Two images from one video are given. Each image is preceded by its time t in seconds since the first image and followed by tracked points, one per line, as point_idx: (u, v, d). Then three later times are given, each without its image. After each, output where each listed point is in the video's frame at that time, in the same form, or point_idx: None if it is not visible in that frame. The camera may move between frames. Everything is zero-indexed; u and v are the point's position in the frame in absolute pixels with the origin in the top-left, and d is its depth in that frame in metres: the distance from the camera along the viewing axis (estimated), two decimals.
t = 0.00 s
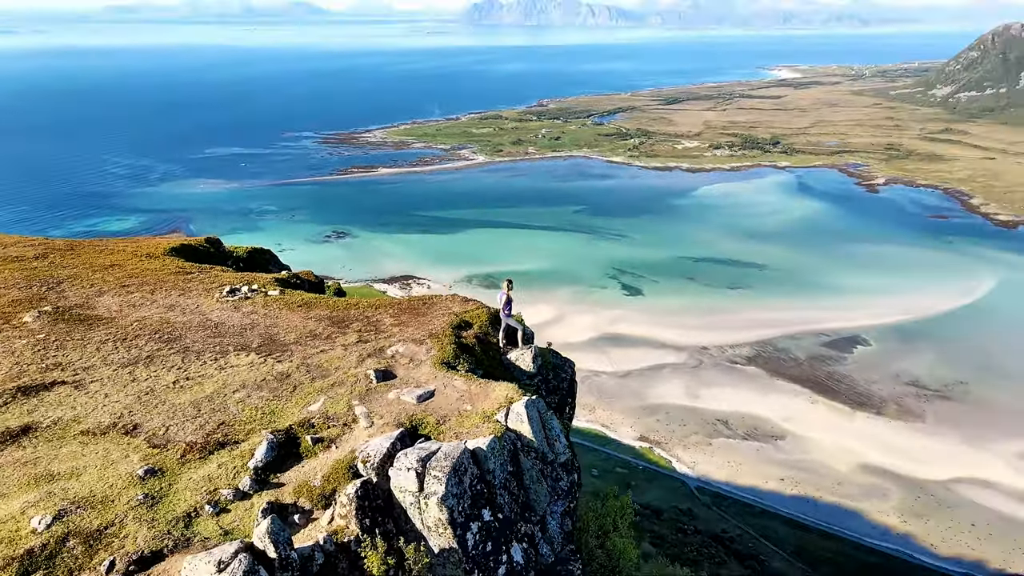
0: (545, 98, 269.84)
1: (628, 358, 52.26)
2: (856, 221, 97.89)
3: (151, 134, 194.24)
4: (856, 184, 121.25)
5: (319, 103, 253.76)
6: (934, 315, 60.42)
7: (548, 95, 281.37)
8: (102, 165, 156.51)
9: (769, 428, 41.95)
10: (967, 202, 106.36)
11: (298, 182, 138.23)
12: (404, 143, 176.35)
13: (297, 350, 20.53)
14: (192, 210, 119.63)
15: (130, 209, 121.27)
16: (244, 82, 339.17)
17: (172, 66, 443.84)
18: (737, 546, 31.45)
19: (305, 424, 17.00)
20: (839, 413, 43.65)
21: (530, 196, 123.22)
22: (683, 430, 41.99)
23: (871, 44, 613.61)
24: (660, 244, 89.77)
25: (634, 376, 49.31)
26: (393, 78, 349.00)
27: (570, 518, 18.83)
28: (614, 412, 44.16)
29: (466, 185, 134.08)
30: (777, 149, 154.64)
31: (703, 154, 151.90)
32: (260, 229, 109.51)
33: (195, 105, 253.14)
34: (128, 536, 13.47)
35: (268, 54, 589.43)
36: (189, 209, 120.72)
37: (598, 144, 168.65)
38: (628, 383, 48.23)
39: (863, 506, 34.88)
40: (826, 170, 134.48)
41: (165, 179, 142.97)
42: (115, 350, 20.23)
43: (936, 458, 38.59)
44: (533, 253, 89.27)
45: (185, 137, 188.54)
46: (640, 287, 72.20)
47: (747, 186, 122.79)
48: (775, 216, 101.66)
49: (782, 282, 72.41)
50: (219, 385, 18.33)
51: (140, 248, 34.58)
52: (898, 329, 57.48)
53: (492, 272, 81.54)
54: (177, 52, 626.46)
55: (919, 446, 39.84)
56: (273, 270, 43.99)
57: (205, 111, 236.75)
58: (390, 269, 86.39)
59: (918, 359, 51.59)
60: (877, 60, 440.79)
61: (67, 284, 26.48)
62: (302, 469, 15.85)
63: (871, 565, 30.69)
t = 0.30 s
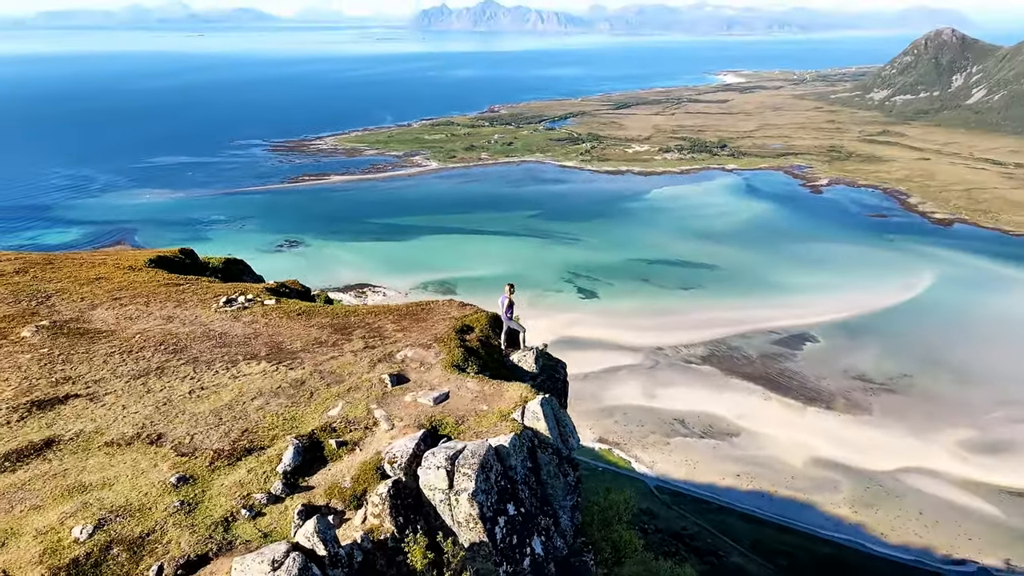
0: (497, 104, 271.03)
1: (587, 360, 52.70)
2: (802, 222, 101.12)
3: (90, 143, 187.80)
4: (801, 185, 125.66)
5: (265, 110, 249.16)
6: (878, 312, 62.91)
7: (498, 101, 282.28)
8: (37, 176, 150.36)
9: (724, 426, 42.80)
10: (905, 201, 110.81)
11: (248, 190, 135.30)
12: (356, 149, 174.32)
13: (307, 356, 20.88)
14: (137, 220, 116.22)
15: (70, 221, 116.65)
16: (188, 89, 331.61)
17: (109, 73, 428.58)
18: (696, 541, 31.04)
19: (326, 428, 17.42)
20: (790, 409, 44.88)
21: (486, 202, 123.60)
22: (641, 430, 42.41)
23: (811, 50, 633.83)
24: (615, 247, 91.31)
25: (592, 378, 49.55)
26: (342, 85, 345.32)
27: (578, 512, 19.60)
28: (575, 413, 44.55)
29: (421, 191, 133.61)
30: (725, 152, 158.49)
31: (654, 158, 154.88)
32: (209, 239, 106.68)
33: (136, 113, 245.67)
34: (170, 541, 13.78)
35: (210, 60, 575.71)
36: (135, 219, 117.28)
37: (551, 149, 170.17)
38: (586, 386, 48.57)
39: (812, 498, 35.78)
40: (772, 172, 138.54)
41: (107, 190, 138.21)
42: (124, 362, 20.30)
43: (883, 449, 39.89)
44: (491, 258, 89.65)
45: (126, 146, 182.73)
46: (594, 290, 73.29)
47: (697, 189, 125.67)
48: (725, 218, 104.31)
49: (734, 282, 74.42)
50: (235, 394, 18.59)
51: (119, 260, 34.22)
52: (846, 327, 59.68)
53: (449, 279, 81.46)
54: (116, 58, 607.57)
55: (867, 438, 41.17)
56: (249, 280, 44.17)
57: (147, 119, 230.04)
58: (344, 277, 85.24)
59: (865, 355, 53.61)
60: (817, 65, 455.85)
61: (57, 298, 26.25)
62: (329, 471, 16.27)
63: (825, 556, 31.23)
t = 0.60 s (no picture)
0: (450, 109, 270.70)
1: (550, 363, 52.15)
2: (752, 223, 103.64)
3: (26, 153, 180.19)
4: (751, 186, 129.20)
5: (212, 117, 243.43)
6: (827, 308, 64.54)
7: (451, 107, 281.74)
8: None
9: (683, 424, 42.55)
10: (850, 201, 114.78)
11: (196, 199, 131.68)
12: (308, 156, 171.39)
13: (319, 363, 21.24)
14: (81, 229, 111.96)
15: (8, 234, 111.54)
16: (130, 96, 322.12)
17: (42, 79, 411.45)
18: (660, 540, 31.22)
19: (350, 431, 17.85)
20: (746, 405, 45.06)
21: (443, 207, 123.29)
22: (601, 431, 41.82)
23: (755, 54, 650.07)
24: (570, 251, 92.47)
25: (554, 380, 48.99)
26: (290, 91, 339.57)
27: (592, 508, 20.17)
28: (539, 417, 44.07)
29: (376, 197, 132.20)
30: (677, 155, 161.46)
31: (608, 161, 157.11)
32: (157, 249, 103.21)
33: (74, 121, 236.84)
34: (216, 544, 14.13)
35: (151, 65, 558.65)
36: (79, 229, 112.94)
37: (505, 154, 170.70)
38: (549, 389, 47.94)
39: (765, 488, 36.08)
40: (723, 174, 141.91)
41: (46, 201, 132.75)
42: (137, 373, 20.38)
43: (833, 441, 40.34)
44: (449, 263, 89.31)
45: (66, 156, 176.08)
46: (552, 293, 73.58)
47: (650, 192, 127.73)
48: (679, 220, 106.34)
49: (688, 282, 76.03)
50: (255, 400, 18.88)
51: (98, 272, 33.69)
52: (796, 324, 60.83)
53: (405, 284, 80.60)
54: (50, 63, 583.96)
55: (818, 431, 41.57)
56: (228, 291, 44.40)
57: (86, 127, 222.09)
58: (299, 284, 83.48)
59: (816, 350, 54.63)
60: (762, 69, 468.27)
61: (50, 311, 25.97)
62: (357, 473, 16.70)
63: (782, 548, 31.48)
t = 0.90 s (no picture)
0: (404, 114, 269.37)
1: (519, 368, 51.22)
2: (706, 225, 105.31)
3: None
4: (704, 188, 132.22)
5: (158, 124, 236.70)
6: (779, 305, 65.22)
7: (404, 111, 280.02)
8: None
9: (643, 424, 41.46)
10: (798, 200, 118.23)
11: (144, 207, 127.26)
12: (261, 162, 167.67)
13: (333, 367, 21.67)
14: (22, 241, 106.37)
15: None
16: (69, 102, 310.70)
17: None
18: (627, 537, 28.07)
19: (375, 433, 18.33)
20: (705, 404, 44.37)
21: (401, 211, 122.23)
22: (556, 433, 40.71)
23: (704, 58, 665.44)
24: (528, 254, 92.83)
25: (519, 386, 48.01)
26: (238, 96, 332.43)
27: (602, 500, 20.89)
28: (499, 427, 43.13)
29: (331, 202, 129.91)
30: (631, 157, 163.73)
31: (564, 164, 158.89)
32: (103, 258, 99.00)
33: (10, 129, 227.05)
34: (262, 544, 14.54)
35: (91, 70, 539.55)
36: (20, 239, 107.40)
37: (461, 158, 170.45)
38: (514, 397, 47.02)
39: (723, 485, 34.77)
40: (677, 176, 144.74)
41: None
42: (152, 382, 20.51)
43: (788, 436, 39.84)
44: (407, 268, 88.52)
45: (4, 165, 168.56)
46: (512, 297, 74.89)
47: (604, 195, 129.19)
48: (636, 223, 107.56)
49: (646, 282, 76.71)
50: (276, 406, 19.23)
51: (79, 284, 33.19)
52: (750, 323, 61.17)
53: (362, 290, 79.36)
54: None
55: (773, 426, 41.02)
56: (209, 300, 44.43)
57: (24, 135, 213.26)
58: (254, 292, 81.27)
59: (770, 347, 54.72)
60: (710, 73, 479.11)
61: (47, 323, 25.71)
62: (385, 472, 17.19)
63: (743, 542, 29.90)
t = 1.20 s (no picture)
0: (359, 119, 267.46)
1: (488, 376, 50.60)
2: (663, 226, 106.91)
3: None
4: (659, 189, 134.83)
5: (102, 132, 229.02)
6: (735, 304, 66.42)
7: (357, 116, 277.22)
8: None
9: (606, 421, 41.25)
10: (750, 201, 121.33)
11: (89, 216, 122.45)
12: (212, 169, 163.62)
13: (347, 372, 22.06)
14: None
15: None
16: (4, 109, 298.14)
17: None
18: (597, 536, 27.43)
19: (399, 433, 18.82)
20: (662, 402, 44.75)
21: (358, 217, 120.86)
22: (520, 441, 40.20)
23: (655, 62, 677.59)
24: (487, 258, 92.94)
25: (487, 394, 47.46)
26: (184, 102, 324.02)
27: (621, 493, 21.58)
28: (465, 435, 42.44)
29: (285, 208, 127.48)
30: (587, 160, 165.61)
31: (520, 167, 159.96)
32: (47, 269, 94.79)
33: None
34: (307, 542, 15.00)
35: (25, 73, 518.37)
36: None
37: (418, 162, 170.00)
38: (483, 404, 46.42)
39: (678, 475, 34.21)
40: (632, 178, 147.19)
41: None
42: (170, 390, 20.67)
43: (745, 433, 40.31)
44: (365, 273, 87.53)
45: None
46: (471, 301, 75.78)
47: (560, 198, 130.37)
48: (594, 225, 108.50)
49: (604, 284, 77.59)
50: (298, 410, 19.62)
51: (62, 297, 32.69)
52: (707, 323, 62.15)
53: (319, 296, 78.20)
54: None
55: (730, 423, 41.51)
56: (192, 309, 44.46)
57: None
58: (208, 301, 79.23)
59: (726, 345, 55.65)
60: (661, 77, 487.40)
61: (44, 336, 25.44)
62: (412, 471, 17.72)
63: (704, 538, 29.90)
